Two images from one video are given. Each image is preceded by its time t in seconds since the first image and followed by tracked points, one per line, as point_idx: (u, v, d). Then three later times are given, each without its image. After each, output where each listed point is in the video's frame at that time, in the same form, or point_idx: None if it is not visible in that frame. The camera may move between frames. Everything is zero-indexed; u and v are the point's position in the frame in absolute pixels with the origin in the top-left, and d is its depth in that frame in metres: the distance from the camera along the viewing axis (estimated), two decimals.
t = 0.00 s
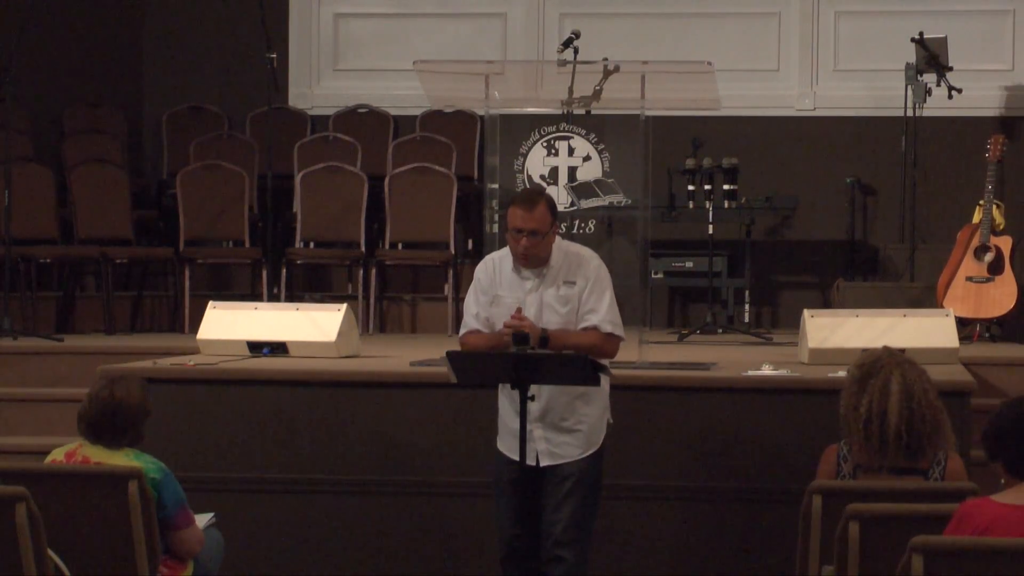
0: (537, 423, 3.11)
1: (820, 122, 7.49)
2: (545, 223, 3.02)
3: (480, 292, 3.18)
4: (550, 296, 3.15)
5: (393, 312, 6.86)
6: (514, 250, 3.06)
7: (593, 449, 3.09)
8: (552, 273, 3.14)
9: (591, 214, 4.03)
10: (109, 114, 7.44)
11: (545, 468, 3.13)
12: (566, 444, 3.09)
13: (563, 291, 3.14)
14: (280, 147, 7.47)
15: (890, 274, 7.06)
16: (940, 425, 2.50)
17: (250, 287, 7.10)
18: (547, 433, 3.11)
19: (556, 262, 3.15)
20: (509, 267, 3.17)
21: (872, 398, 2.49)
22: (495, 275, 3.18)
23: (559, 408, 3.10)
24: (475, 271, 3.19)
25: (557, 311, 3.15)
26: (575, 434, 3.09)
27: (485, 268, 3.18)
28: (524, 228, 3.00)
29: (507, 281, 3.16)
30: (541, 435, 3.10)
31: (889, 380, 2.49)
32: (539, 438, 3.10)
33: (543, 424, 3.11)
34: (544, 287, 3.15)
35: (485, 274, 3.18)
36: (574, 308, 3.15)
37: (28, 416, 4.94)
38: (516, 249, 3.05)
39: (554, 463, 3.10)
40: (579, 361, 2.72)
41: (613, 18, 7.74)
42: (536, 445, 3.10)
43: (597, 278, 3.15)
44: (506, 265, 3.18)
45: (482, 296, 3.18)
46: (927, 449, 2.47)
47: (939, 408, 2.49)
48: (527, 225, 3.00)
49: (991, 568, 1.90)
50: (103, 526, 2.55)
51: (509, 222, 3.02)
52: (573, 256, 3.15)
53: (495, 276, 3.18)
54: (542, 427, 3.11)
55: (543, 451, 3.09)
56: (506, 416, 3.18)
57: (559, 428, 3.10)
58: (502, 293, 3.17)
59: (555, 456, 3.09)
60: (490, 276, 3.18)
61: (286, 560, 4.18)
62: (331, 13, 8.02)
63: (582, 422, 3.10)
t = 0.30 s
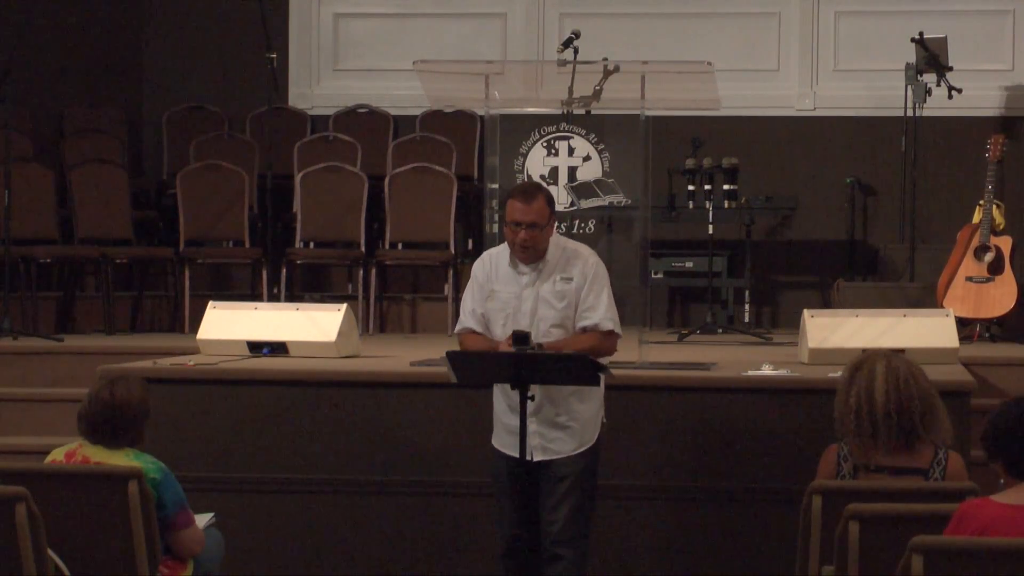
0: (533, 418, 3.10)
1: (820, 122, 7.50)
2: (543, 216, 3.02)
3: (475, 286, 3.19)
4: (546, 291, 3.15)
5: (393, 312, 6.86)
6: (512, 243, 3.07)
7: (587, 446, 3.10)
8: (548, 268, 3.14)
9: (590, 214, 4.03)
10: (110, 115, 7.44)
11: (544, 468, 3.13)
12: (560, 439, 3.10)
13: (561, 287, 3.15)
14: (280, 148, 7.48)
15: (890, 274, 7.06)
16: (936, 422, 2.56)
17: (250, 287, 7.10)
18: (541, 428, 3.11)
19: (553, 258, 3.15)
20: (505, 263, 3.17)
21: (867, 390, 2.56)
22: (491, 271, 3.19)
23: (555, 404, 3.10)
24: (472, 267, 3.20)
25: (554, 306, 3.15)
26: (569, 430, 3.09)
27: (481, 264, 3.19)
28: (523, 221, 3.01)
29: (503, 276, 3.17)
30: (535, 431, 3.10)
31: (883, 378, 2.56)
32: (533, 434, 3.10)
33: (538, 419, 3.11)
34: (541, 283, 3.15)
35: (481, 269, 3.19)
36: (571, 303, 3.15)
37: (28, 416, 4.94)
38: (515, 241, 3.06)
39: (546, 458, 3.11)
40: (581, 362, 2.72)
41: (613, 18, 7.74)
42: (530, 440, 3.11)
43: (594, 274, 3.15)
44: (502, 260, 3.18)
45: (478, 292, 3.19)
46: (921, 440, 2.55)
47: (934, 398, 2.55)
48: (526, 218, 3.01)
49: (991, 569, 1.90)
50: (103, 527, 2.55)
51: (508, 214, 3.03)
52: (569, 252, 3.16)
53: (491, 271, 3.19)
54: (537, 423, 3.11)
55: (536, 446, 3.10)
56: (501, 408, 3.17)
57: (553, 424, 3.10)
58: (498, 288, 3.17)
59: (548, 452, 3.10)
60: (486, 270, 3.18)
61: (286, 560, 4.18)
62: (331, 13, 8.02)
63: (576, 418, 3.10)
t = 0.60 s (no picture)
0: (533, 419, 3.10)
1: (820, 122, 7.50)
2: (547, 220, 3.03)
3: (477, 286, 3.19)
4: (551, 293, 3.15)
5: (393, 312, 6.86)
6: (515, 245, 3.07)
7: (585, 447, 3.10)
8: (553, 270, 3.14)
9: (591, 214, 4.02)
10: (110, 115, 7.44)
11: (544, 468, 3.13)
12: (560, 440, 3.09)
13: (564, 289, 3.14)
14: (280, 148, 7.48)
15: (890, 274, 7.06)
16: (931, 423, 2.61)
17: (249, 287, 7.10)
18: (541, 429, 3.10)
19: (556, 260, 3.15)
20: (508, 263, 3.17)
21: (863, 390, 2.62)
22: (494, 271, 3.18)
23: (554, 405, 3.10)
24: (472, 266, 3.19)
25: (559, 307, 3.15)
26: (569, 431, 3.09)
27: (482, 263, 3.18)
28: (526, 224, 3.02)
29: (506, 276, 3.17)
30: (535, 432, 3.09)
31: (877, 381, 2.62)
32: (533, 435, 3.09)
33: (537, 420, 3.10)
34: (545, 285, 3.15)
35: (483, 268, 3.18)
36: (576, 305, 3.15)
37: (27, 416, 4.94)
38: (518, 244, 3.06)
39: (546, 460, 3.10)
40: (584, 363, 2.74)
41: (613, 18, 7.74)
42: (530, 441, 3.10)
43: (598, 277, 3.16)
44: (504, 261, 3.18)
45: (480, 292, 3.18)
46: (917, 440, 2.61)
47: (928, 398, 2.61)
48: (529, 221, 3.02)
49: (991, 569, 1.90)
50: (104, 527, 2.55)
51: (512, 217, 3.04)
52: (573, 254, 3.16)
53: (493, 272, 3.18)
54: (537, 424, 3.10)
55: (536, 447, 3.09)
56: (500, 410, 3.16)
57: (553, 425, 3.10)
58: (500, 288, 3.17)
59: (548, 452, 3.09)
60: (487, 271, 3.18)
61: (285, 560, 4.18)
62: (331, 13, 8.02)
63: (576, 420, 3.09)
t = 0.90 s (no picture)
0: (538, 423, 3.10)
1: (820, 122, 7.50)
2: (551, 232, 3.00)
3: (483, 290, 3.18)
4: (559, 300, 3.13)
5: (393, 312, 6.86)
6: (519, 255, 3.05)
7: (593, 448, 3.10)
8: (562, 277, 3.13)
9: (591, 214, 4.03)
10: (109, 115, 7.44)
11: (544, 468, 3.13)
12: (567, 443, 3.09)
13: (574, 296, 3.13)
14: (280, 148, 7.48)
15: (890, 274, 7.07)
16: (930, 420, 2.62)
17: (249, 287, 7.09)
18: (547, 433, 3.10)
19: (566, 268, 3.14)
20: (515, 268, 3.16)
21: (860, 389, 2.63)
22: (500, 276, 3.17)
23: (559, 409, 3.10)
24: (473, 266, 3.18)
25: (568, 315, 3.13)
26: (575, 433, 3.09)
27: (489, 267, 3.17)
28: (530, 235, 2.99)
29: (513, 281, 3.15)
30: (542, 436, 3.10)
31: (872, 379, 2.63)
32: (540, 439, 3.10)
33: (543, 425, 3.11)
34: (554, 291, 3.13)
35: (490, 274, 3.17)
36: (586, 313, 3.13)
37: (27, 416, 4.94)
38: (522, 255, 3.04)
39: (556, 463, 3.09)
40: (582, 362, 2.73)
41: (613, 18, 7.74)
42: (537, 446, 3.10)
43: (606, 287, 3.15)
44: (512, 266, 3.17)
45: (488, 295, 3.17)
46: (915, 438, 2.61)
47: (925, 397, 2.61)
48: (533, 232, 2.99)
49: (991, 569, 1.90)
50: (104, 527, 2.55)
51: (516, 228, 3.01)
52: (582, 262, 3.15)
53: (498, 277, 3.17)
54: (543, 428, 3.10)
55: (544, 451, 3.09)
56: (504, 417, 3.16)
57: (559, 428, 3.10)
58: (507, 293, 3.16)
59: (556, 456, 3.09)
60: (493, 275, 3.17)
61: (285, 560, 4.18)
62: (331, 13, 8.02)
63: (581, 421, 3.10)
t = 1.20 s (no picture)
0: (542, 427, 3.11)
1: (820, 122, 7.50)
2: (555, 239, 2.99)
3: (488, 295, 3.17)
4: (564, 306, 3.12)
5: (393, 312, 6.86)
6: (523, 260, 3.04)
7: (597, 452, 3.10)
8: (568, 283, 3.12)
9: (591, 214, 4.02)
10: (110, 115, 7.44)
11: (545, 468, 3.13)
12: (571, 447, 3.09)
13: (580, 303, 3.12)
14: (280, 148, 7.48)
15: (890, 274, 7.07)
16: (930, 419, 2.62)
17: (249, 287, 7.09)
18: (551, 437, 3.11)
19: (572, 274, 3.12)
20: (520, 274, 3.14)
21: (859, 387, 2.63)
22: (505, 281, 3.16)
23: (563, 413, 3.11)
24: (477, 271, 3.17)
25: (573, 321, 3.12)
26: (579, 437, 3.09)
27: (493, 272, 3.16)
28: (533, 242, 2.98)
29: (517, 287, 3.14)
30: (546, 440, 3.10)
31: (871, 377, 2.63)
32: (545, 443, 3.10)
33: (547, 429, 3.11)
34: (559, 297, 3.12)
35: (494, 279, 3.16)
36: (592, 319, 3.12)
37: (27, 416, 4.94)
38: (526, 260, 3.03)
39: (560, 467, 3.10)
40: (583, 364, 2.73)
41: (613, 18, 7.74)
42: (541, 450, 3.10)
43: (613, 292, 3.13)
44: (516, 271, 3.15)
45: (492, 301, 3.17)
46: (915, 437, 2.61)
47: (924, 396, 2.62)
48: (537, 239, 2.98)
49: (992, 569, 1.90)
50: (104, 526, 2.55)
51: (520, 234, 3.00)
52: (589, 268, 3.13)
53: (502, 283, 3.16)
54: (546, 432, 3.11)
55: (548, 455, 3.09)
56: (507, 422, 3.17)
57: (563, 432, 3.10)
58: (512, 299, 3.15)
59: (561, 460, 3.09)
60: (496, 281, 3.16)
61: (285, 560, 4.18)
62: (331, 13, 8.02)
63: (585, 425, 3.10)
